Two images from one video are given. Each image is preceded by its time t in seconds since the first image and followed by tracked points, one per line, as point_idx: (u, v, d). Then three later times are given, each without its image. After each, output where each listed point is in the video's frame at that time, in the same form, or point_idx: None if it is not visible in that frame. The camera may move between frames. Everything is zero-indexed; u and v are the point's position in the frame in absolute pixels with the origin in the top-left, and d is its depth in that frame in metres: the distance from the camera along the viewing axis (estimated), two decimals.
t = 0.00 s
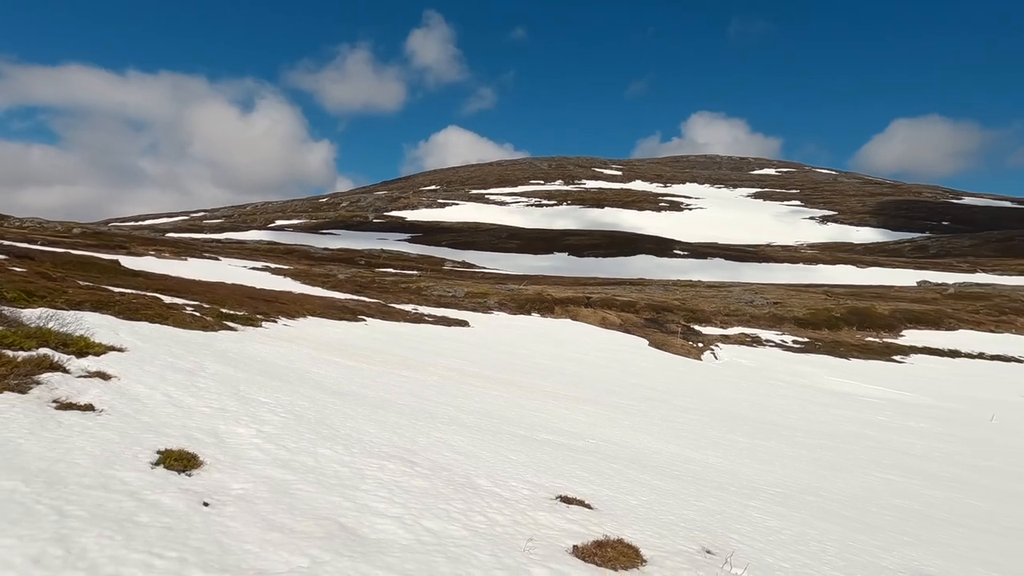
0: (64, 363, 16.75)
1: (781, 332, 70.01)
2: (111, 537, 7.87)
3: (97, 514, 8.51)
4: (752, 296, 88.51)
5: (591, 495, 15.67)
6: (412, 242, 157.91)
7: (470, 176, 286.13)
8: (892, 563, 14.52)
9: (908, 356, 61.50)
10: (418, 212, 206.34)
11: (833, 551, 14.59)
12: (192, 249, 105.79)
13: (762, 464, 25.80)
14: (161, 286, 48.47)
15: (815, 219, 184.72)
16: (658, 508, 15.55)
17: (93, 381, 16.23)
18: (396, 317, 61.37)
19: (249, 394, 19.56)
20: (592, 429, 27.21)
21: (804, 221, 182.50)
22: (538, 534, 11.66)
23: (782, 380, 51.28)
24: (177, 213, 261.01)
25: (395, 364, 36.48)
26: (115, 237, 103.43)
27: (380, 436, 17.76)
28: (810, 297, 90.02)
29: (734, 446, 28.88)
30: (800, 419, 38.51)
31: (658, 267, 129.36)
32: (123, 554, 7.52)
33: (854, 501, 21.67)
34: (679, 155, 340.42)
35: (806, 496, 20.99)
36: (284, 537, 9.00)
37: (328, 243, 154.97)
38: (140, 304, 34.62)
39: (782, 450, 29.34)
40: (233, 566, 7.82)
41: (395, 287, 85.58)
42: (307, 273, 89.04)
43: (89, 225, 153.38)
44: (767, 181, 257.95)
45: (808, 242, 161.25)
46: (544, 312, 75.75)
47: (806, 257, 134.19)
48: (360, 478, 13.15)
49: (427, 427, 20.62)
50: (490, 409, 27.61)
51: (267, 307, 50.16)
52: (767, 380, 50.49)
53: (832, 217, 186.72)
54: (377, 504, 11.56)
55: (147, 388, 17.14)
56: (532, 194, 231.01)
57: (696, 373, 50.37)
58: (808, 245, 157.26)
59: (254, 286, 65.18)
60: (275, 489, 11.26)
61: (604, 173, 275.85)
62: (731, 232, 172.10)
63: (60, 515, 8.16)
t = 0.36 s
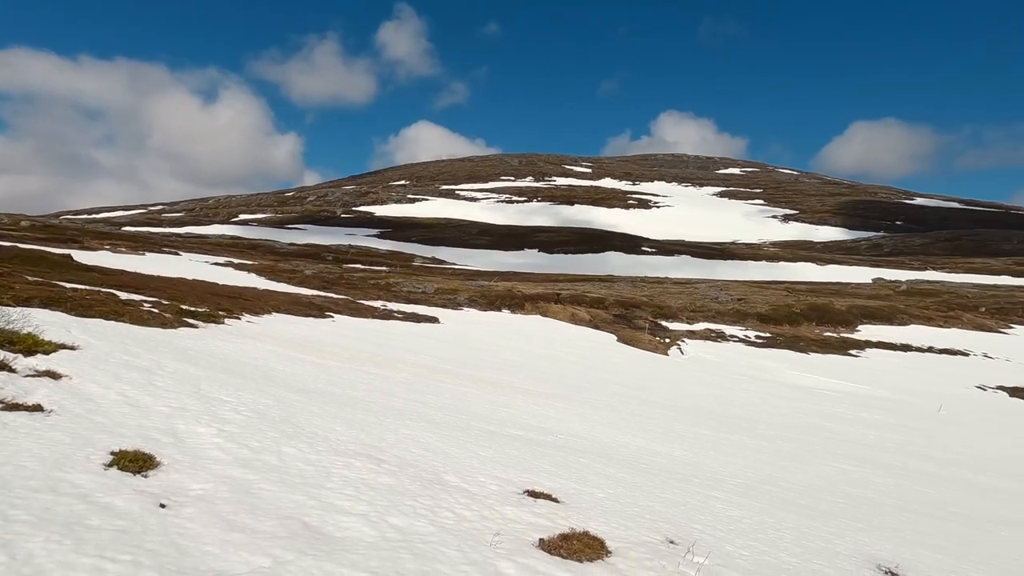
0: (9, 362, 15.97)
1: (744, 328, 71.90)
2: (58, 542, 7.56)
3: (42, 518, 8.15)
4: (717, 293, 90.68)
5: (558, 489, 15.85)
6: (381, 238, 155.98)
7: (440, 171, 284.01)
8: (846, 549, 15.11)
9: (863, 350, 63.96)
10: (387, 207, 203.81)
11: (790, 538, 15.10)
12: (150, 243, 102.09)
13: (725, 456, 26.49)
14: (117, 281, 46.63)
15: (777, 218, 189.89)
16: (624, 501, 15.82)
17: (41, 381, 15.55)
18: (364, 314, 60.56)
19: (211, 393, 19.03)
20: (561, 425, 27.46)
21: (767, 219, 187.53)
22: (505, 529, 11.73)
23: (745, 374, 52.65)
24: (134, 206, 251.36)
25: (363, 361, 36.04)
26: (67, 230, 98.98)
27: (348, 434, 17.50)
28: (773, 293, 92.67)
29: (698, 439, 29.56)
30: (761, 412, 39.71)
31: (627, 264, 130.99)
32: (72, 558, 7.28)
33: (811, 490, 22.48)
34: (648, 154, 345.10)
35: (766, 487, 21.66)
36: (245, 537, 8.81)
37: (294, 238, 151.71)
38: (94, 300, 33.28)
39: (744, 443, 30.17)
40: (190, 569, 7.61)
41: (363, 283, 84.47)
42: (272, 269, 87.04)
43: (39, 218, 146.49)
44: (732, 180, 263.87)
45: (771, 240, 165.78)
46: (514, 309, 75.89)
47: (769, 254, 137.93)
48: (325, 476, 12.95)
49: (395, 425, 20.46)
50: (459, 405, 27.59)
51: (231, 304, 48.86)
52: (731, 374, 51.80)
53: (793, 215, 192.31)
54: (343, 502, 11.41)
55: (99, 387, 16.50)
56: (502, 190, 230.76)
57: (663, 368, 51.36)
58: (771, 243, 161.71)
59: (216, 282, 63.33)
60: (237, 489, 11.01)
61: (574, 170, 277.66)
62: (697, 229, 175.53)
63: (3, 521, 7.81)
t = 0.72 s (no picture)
0: None
1: (709, 323, 73.57)
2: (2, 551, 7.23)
3: None
4: (684, 289, 92.40)
5: (526, 483, 15.95)
6: (348, 233, 153.52)
7: (409, 166, 280.97)
8: (801, 535, 15.69)
9: (821, 344, 66.28)
10: (355, 201, 200.66)
11: (750, 527, 15.56)
12: (105, 236, 97.95)
13: (689, 448, 27.10)
14: (68, 276, 44.59)
15: (741, 215, 194.66)
16: (591, 494, 16.02)
17: None
18: (331, 310, 59.53)
19: (169, 392, 18.44)
20: (529, 419, 27.64)
21: (731, 217, 191.94)
22: (472, 523, 11.74)
23: (710, 368, 53.86)
24: (86, 198, 240.72)
25: (329, 358, 35.46)
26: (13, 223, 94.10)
27: (312, 432, 17.22)
28: (736, 289, 95.03)
29: (664, 431, 30.14)
30: (723, 404, 40.76)
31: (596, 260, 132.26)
32: (17, 567, 6.97)
33: (771, 480, 23.22)
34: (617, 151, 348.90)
35: (729, 477, 22.27)
36: (204, 539, 8.60)
37: (258, 232, 147.89)
38: (43, 296, 31.78)
39: (707, 435, 30.95)
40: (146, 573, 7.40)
41: (330, 279, 82.99)
42: (235, 264, 84.76)
43: None
44: (698, 178, 269.09)
45: (735, 237, 169.88)
46: (484, 304, 75.79)
47: (733, 251, 141.34)
48: (289, 475, 12.73)
49: (361, 421, 20.23)
50: (427, 401, 27.44)
51: (191, 300, 47.36)
52: (696, 369, 52.94)
53: (756, 213, 197.44)
54: (307, 501, 11.23)
55: (48, 386, 15.79)
56: (472, 185, 229.84)
57: (630, 363, 52.13)
58: (735, 240, 165.73)
59: (176, 278, 61.26)
60: (196, 489, 10.72)
61: (544, 167, 278.57)
62: (665, 226, 178.47)
63: None
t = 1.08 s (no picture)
0: None
1: (675, 318, 75.03)
2: None
3: None
4: (650, 285, 93.94)
5: (493, 478, 15.98)
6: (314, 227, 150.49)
7: (377, 159, 276.93)
8: (760, 523, 16.18)
9: (781, 339, 68.39)
10: (320, 195, 196.70)
11: (711, 516, 15.96)
12: (54, 229, 93.42)
13: (653, 440, 27.66)
14: (13, 271, 42.39)
15: (706, 213, 198.72)
16: (557, 487, 16.16)
17: None
18: (296, 306, 58.24)
19: (122, 391, 17.73)
20: (497, 415, 27.68)
21: (696, 214, 195.73)
22: (438, 520, 11.69)
23: (675, 363, 54.91)
24: (33, 189, 229.08)
25: (294, 355, 34.73)
26: None
27: (275, 430, 16.83)
28: (701, 285, 97.11)
29: (629, 425, 30.62)
30: (687, 398, 41.69)
31: (565, 256, 133.13)
32: None
33: (732, 470, 23.87)
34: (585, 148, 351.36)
35: (692, 469, 22.81)
36: (158, 541, 8.32)
37: (219, 226, 143.47)
38: None
39: (672, 428, 31.61)
40: None
41: (295, 274, 81.22)
42: (195, 258, 82.07)
43: None
44: (665, 176, 273.48)
45: (700, 234, 173.40)
46: (453, 300, 75.42)
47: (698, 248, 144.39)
48: (250, 474, 12.42)
49: (326, 419, 19.89)
50: (394, 398, 27.18)
51: (147, 296, 45.65)
52: (662, 363, 53.96)
53: (720, 211, 202.00)
54: (269, 500, 11.00)
55: None
56: (441, 180, 228.20)
57: (599, 358, 52.70)
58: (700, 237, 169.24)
59: (131, 272, 58.92)
60: (150, 491, 10.36)
61: (513, 162, 278.47)
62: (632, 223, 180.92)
63: None
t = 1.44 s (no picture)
0: None
1: (642, 313, 76.28)
2: None
3: None
4: (617, 280, 95.19)
5: (460, 473, 15.97)
6: (278, 221, 146.95)
7: (343, 152, 271.85)
8: (720, 511, 16.64)
9: (743, 333, 70.33)
10: (284, 188, 192.02)
11: (674, 506, 16.32)
12: None
13: (620, 433, 28.10)
14: None
15: (672, 209, 202.17)
16: (524, 480, 16.27)
17: None
18: (259, 301, 56.83)
19: (72, 390, 17.02)
20: (466, 410, 27.67)
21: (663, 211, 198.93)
22: (404, 516, 11.62)
23: (641, 357, 55.87)
24: None
25: (257, 351, 33.95)
26: None
27: (236, 428, 16.43)
28: (667, 280, 98.91)
29: (597, 418, 31.02)
30: (653, 391, 42.52)
31: (533, 252, 133.57)
32: None
33: (695, 461, 24.46)
34: (554, 143, 352.61)
35: (657, 459, 23.30)
36: (110, 545, 8.03)
37: (178, 219, 138.60)
38: None
39: (639, 420, 32.20)
40: None
41: (259, 269, 79.19)
42: (152, 252, 79.08)
43: None
44: (633, 173, 276.96)
45: (666, 230, 176.41)
46: (421, 295, 74.80)
47: (665, 243, 146.79)
48: (209, 474, 12.09)
49: (289, 416, 19.50)
50: (361, 394, 26.84)
51: (101, 291, 43.84)
52: (628, 357, 54.88)
53: (686, 208, 205.89)
54: (229, 500, 10.72)
55: None
56: (409, 174, 225.68)
57: (567, 353, 53.26)
58: (666, 233, 172.18)
59: (82, 267, 56.37)
60: (103, 493, 9.98)
61: (482, 157, 277.43)
62: (600, 218, 182.70)
63: None
